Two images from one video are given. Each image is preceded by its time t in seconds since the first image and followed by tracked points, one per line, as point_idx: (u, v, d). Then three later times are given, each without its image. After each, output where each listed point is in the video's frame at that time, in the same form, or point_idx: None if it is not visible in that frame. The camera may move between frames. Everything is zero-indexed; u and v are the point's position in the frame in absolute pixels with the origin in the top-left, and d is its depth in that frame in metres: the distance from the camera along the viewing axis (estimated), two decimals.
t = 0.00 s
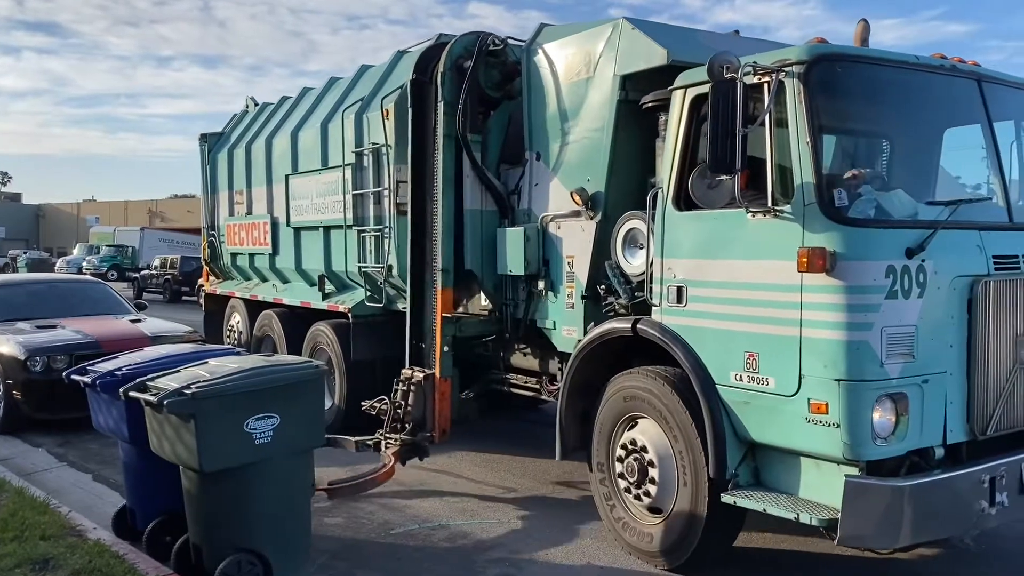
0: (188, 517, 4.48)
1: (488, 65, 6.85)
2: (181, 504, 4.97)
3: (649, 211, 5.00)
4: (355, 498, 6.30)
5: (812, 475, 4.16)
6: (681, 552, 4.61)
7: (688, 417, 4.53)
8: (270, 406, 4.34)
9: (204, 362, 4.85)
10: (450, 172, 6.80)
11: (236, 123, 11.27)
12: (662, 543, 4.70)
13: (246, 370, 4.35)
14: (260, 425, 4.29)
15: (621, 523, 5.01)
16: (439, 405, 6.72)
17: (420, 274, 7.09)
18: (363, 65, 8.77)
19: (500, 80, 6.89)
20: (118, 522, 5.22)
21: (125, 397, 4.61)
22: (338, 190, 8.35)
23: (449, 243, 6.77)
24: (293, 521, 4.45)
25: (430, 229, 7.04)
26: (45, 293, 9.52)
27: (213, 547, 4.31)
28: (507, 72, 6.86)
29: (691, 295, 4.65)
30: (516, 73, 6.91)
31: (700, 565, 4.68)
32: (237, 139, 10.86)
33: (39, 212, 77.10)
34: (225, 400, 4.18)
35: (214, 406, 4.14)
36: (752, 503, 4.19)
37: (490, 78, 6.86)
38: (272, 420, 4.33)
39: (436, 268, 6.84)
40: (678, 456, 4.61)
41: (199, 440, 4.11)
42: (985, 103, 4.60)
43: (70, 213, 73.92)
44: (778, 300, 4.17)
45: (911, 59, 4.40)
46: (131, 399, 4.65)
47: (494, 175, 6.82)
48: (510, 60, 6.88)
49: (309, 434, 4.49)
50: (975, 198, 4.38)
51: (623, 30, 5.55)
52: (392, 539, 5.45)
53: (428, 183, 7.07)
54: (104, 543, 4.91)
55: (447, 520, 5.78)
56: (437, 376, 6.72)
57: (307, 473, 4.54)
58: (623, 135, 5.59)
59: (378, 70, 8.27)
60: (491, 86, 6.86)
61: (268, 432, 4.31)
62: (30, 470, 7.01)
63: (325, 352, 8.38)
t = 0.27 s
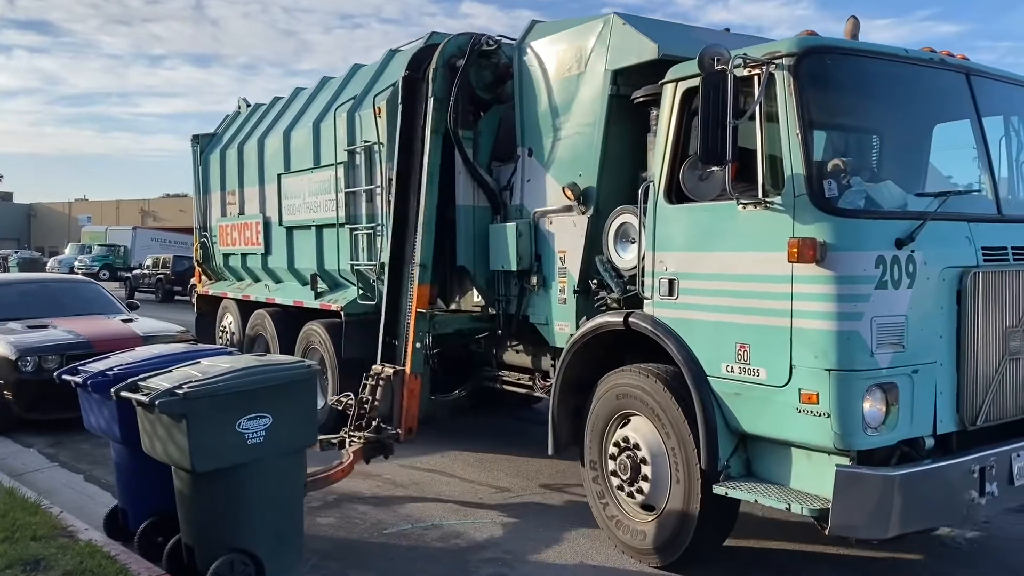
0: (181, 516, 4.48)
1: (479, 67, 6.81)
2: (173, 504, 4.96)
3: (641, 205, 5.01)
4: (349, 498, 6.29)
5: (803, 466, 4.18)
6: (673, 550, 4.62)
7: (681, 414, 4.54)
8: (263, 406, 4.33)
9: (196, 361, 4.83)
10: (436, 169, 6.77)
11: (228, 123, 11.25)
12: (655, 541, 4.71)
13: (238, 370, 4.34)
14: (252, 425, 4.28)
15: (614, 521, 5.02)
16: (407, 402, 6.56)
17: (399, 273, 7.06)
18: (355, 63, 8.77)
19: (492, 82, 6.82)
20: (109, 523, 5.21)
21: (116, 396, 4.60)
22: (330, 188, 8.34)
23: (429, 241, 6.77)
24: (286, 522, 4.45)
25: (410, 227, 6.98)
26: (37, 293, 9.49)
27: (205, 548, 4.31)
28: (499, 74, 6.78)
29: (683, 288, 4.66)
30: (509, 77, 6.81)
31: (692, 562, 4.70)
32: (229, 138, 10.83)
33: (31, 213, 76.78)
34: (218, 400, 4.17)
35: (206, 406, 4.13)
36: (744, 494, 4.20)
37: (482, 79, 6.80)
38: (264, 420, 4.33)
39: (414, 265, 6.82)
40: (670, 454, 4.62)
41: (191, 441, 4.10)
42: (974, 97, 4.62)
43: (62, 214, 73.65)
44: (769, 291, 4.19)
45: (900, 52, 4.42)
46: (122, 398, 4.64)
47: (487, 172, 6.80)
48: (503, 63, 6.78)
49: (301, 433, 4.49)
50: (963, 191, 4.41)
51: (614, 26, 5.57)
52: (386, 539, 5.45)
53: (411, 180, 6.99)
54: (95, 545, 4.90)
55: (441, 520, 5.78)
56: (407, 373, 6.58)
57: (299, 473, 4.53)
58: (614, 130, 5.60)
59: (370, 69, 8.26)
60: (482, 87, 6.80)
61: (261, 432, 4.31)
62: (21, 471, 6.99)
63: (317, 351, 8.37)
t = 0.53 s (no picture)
0: (175, 517, 4.47)
1: (478, 74, 6.82)
2: (168, 504, 4.94)
3: (637, 209, 5.01)
4: (344, 498, 6.28)
5: (799, 471, 4.18)
6: (668, 550, 4.63)
7: (676, 415, 4.54)
8: (258, 406, 4.32)
9: (191, 361, 4.81)
10: (428, 171, 6.69)
11: (223, 122, 11.22)
12: (650, 542, 4.71)
13: (234, 370, 4.33)
14: (248, 424, 4.27)
15: (609, 521, 5.03)
16: (381, 403, 6.41)
17: (382, 273, 6.90)
18: (351, 63, 8.76)
19: (489, 89, 6.86)
20: (104, 523, 5.20)
21: (110, 396, 4.57)
22: (326, 188, 8.33)
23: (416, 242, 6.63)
24: (281, 521, 4.44)
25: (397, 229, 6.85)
26: (31, 293, 9.45)
27: (200, 547, 4.31)
28: (498, 82, 6.82)
29: (679, 292, 4.66)
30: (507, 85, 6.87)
31: (687, 562, 4.70)
32: (224, 138, 10.81)
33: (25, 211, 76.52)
34: (213, 400, 4.15)
35: (201, 407, 4.12)
36: (739, 499, 4.20)
37: (480, 87, 6.83)
38: (260, 420, 4.32)
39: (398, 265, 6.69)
40: (665, 455, 4.62)
41: (186, 440, 4.09)
42: (970, 101, 4.63)
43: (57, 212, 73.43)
44: (765, 296, 4.19)
45: (897, 57, 4.43)
46: (117, 398, 4.62)
47: (483, 174, 6.79)
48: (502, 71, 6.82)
49: (296, 434, 4.47)
50: (959, 196, 4.42)
51: (611, 29, 5.57)
52: (381, 539, 5.44)
53: (403, 180, 6.84)
54: (89, 545, 4.88)
55: (436, 519, 5.78)
56: (383, 375, 6.45)
57: (294, 473, 4.52)
58: (611, 133, 5.59)
59: (366, 69, 8.25)
60: (480, 95, 6.82)
61: (256, 431, 4.30)
62: (15, 471, 6.96)
63: (312, 351, 8.35)
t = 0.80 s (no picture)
0: (171, 517, 4.47)
1: (471, 79, 6.75)
2: (164, 504, 4.94)
3: (632, 207, 5.02)
4: (340, 498, 6.28)
5: (794, 468, 4.19)
6: (664, 549, 4.63)
7: (672, 413, 4.55)
8: (254, 406, 4.32)
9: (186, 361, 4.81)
10: (417, 170, 6.65)
11: (218, 122, 11.21)
12: (645, 541, 4.72)
13: (229, 369, 4.33)
14: (244, 424, 4.27)
15: (605, 520, 5.03)
16: (357, 402, 6.26)
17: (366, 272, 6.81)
18: (346, 63, 8.76)
19: (483, 95, 6.77)
20: (100, 523, 5.19)
21: (106, 396, 4.57)
22: (322, 188, 8.33)
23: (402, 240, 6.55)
24: (277, 521, 4.44)
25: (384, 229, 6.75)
26: (26, 293, 9.44)
27: (196, 548, 4.31)
28: (491, 87, 6.70)
29: (674, 290, 4.67)
30: (501, 90, 6.73)
31: (683, 561, 4.71)
32: (219, 138, 10.80)
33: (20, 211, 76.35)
34: (209, 400, 4.15)
35: (196, 406, 4.12)
36: (734, 496, 4.21)
37: (474, 92, 6.76)
38: (256, 420, 4.32)
39: (383, 265, 6.59)
40: (660, 453, 4.63)
41: (181, 440, 4.09)
42: (963, 99, 4.64)
43: (52, 212, 73.30)
44: (760, 294, 4.20)
45: (890, 55, 4.44)
46: (113, 399, 4.61)
47: (478, 173, 6.78)
48: (496, 76, 6.70)
49: (292, 433, 4.47)
50: (953, 193, 4.43)
51: (606, 28, 5.57)
52: (377, 538, 5.44)
53: (393, 179, 6.82)
54: (85, 545, 4.88)
55: (432, 518, 5.79)
56: (361, 374, 6.32)
57: (290, 473, 4.52)
58: (606, 131, 5.60)
59: (361, 69, 8.25)
60: (474, 100, 6.76)
61: (252, 432, 4.30)
62: (10, 471, 6.95)
63: (309, 351, 8.34)
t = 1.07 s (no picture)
0: (169, 518, 4.47)
1: (470, 86, 6.67)
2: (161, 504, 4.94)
3: (630, 208, 5.02)
4: (337, 498, 6.27)
5: (792, 469, 4.20)
6: (662, 550, 4.63)
7: (670, 415, 4.55)
8: (252, 406, 4.31)
9: (184, 361, 4.81)
10: (410, 174, 6.59)
11: (216, 122, 11.20)
12: (644, 542, 4.72)
13: (228, 369, 4.33)
14: (241, 424, 4.27)
15: (602, 521, 5.03)
16: (333, 402, 6.11)
17: (353, 271, 6.72)
18: (344, 63, 8.75)
19: (482, 102, 6.69)
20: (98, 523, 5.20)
21: (104, 396, 4.56)
22: (320, 188, 8.32)
23: (390, 241, 6.51)
24: (275, 522, 4.43)
25: (375, 230, 6.66)
26: (23, 293, 9.42)
27: (194, 548, 4.30)
28: (489, 95, 6.62)
29: (672, 291, 4.67)
30: (499, 98, 6.65)
31: (681, 561, 4.71)
32: (217, 137, 10.78)
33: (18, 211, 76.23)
34: (206, 400, 4.15)
35: (194, 407, 4.11)
36: (732, 497, 4.21)
37: (472, 99, 6.68)
38: (253, 420, 4.32)
39: (370, 265, 6.53)
40: (658, 454, 4.63)
41: (179, 441, 4.08)
42: (961, 101, 4.65)
43: (50, 211, 73.21)
44: (759, 295, 4.20)
45: (889, 57, 4.44)
46: (111, 399, 4.61)
47: (476, 174, 6.77)
48: (494, 84, 6.63)
49: (290, 434, 4.47)
50: (951, 195, 4.43)
51: (604, 28, 5.57)
52: (375, 538, 5.43)
53: (386, 182, 6.76)
54: (82, 545, 4.87)
55: (430, 519, 5.78)
56: (341, 374, 6.17)
57: (288, 473, 4.52)
58: (604, 132, 5.60)
59: (359, 69, 8.25)
60: (472, 107, 6.67)
61: (250, 432, 4.30)
62: (7, 471, 6.94)
63: (306, 351, 8.34)
